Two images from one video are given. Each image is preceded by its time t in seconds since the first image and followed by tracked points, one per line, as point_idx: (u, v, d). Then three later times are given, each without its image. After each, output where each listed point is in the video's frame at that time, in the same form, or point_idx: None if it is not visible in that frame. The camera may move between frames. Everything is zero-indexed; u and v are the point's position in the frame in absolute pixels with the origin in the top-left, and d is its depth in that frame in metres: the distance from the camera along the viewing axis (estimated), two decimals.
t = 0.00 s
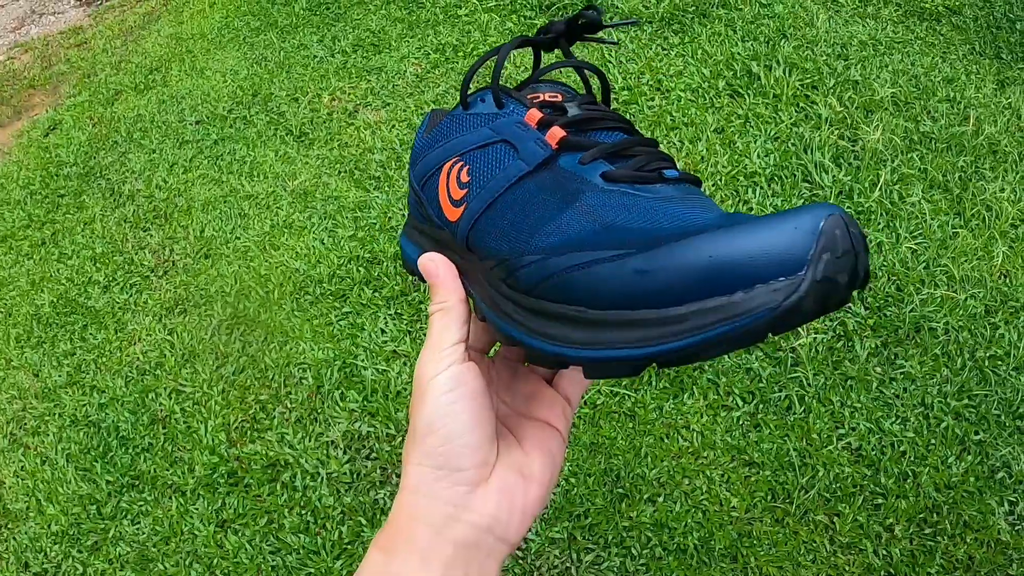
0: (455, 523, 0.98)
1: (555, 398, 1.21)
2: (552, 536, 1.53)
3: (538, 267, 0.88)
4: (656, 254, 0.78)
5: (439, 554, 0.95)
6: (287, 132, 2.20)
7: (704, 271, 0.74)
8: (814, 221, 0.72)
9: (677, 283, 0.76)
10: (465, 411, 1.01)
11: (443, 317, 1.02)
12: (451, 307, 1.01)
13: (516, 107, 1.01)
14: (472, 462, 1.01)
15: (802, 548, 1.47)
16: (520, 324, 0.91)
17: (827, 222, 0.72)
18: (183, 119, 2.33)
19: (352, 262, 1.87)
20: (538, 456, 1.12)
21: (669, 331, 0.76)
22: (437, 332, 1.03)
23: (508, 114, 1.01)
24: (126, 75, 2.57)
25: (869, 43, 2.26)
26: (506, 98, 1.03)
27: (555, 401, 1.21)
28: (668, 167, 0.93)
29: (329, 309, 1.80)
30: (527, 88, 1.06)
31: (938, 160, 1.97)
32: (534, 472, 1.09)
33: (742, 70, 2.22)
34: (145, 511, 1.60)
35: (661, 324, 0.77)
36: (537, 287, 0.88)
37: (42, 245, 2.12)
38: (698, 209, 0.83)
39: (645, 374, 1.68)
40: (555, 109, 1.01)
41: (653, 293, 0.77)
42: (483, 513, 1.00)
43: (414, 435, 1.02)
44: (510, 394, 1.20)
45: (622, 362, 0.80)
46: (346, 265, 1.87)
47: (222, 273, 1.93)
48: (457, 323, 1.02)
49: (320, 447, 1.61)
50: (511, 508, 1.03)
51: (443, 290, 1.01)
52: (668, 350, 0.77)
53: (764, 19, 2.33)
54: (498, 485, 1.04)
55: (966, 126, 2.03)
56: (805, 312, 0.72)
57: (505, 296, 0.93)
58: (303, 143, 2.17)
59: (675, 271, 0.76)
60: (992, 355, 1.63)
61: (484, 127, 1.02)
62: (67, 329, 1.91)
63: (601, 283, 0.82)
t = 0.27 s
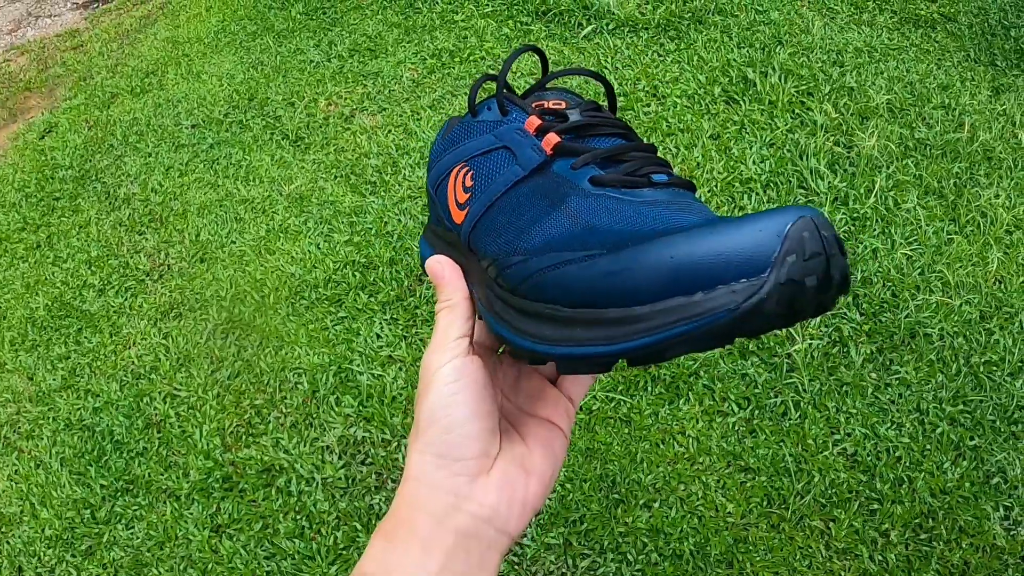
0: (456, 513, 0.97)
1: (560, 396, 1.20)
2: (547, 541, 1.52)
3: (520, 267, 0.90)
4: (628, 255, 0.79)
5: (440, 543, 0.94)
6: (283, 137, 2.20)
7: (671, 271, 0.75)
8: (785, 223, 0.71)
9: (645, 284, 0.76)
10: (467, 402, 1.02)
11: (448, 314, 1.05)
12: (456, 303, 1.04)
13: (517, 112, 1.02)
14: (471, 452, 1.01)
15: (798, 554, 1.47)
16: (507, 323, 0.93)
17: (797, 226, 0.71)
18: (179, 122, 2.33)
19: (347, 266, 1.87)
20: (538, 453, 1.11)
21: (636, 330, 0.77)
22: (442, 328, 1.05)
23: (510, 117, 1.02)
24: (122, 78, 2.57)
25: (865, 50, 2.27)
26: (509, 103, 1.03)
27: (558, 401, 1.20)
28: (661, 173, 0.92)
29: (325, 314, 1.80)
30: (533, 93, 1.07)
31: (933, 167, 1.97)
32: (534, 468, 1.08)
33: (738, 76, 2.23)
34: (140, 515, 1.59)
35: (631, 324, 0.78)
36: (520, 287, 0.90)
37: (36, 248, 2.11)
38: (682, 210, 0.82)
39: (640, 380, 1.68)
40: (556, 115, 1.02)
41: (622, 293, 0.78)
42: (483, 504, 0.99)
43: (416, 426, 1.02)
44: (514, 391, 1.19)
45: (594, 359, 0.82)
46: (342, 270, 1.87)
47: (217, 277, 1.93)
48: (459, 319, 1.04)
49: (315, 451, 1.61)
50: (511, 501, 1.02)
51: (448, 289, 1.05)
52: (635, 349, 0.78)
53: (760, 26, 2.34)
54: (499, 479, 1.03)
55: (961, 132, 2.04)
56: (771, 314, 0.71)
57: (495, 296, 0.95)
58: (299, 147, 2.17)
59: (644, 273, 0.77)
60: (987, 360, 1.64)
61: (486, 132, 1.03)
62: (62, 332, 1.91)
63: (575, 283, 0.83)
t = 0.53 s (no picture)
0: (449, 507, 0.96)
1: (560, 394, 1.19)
2: (542, 546, 1.52)
3: (491, 275, 0.92)
4: (585, 264, 0.78)
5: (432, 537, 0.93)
6: (278, 141, 2.20)
7: (625, 282, 0.74)
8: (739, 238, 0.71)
9: (598, 295, 0.76)
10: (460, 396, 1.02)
11: (446, 312, 1.08)
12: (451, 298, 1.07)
13: (511, 117, 1.02)
14: (464, 446, 1.01)
15: (793, 559, 1.46)
16: (477, 327, 0.94)
17: (751, 242, 0.71)
18: (174, 126, 2.33)
19: (342, 271, 1.87)
20: (534, 451, 1.10)
21: (585, 339, 0.77)
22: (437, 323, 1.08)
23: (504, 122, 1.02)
24: (118, 82, 2.57)
25: (860, 56, 2.28)
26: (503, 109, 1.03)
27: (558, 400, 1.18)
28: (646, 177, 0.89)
29: (319, 318, 1.80)
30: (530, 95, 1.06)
31: (928, 173, 1.98)
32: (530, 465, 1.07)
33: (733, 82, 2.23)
34: (133, 519, 1.58)
35: (580, 335, 0.78)
36: (489, 294, 0.92)
37: (31, 251, 2.11)
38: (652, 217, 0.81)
39: (635, 385, 1.68)
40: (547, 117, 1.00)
41: (577, 303, 0.78)
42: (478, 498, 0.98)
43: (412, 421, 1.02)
44: (514, 390, 1.18)
45: (543, 368, 0.81)
46: (337, 275, 1.87)
47: (212, 281, 1.92)
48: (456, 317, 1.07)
49: (310, 456, 1.60)
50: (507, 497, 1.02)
51: (446, 289, 1.09)
52: (583, 361, 0.78)
53: (755, 32, 2.35)
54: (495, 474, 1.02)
55: (956, 138, 2.05)
56: (717, 328, 0.72)
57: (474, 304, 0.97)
58: (295, 151, 2.17)
59: (598, 284, 0.76)
60: (981, 365, 1.64)
61: (481, 138, 1.04)
62: (56, 335, 1.90)
63: (534, 291, 0.83)
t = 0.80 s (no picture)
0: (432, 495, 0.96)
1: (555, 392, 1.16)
2: (537, 551, 1.52)
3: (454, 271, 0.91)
4: (531, 264, 0.77)
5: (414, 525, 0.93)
6: (275, 146, 2.20)
7: (565, 286, 0.73)
8: (684, 245, 0.69)
9: (541, 297, 0.74)
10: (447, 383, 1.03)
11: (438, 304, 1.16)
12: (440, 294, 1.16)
13: (509, 114, 1.04)
14: (450, 434, 1.01)
15: (788, 563, 1.47)
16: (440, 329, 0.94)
17: (696, 250, 0.68)
18: (171, 131, 2.33)
19: (338, 276, 1.87)
20: (525, 443, 1.09)
21: (519, 343, 0.75)
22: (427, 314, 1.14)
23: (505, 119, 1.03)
24: (115, 86, 2.57)
25: (855, 62, 2.29)
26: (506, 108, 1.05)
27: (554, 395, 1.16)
28: (629, 178, 0.87)
29: (315, 323, 1.80)
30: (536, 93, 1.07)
31: (923, 178, 1.99)
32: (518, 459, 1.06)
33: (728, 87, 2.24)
34: (128, 524, 1.58)
35: (516, 339, 0.76)
36: (450, 289, 0.91)
37: (27, 255, 2.10)
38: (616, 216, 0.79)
39: (630, 390, 1.68)
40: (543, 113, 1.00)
41: (518, 305, 0.76)
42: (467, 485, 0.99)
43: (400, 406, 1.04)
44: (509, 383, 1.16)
45: (480, 372, 0.79)
46: (333, 279, 1.87)
47: (207, 286, 1.93)
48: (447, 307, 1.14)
49: (305, 461, 1.60)
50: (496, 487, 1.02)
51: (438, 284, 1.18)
52: (514, 367, 0.76)
53: (750, 37, 2.36)
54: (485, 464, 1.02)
55: (951, 143, 2.06)
56: (649, 340, 0.69)
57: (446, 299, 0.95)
58: (291, 156, 2.17)
59: (540, 286, 0.74)
60: (976, 370, 1.64)
61: (481, 135, 1.06)
62: (51, 339, 1.90)
63: (480, 288, 0.82)
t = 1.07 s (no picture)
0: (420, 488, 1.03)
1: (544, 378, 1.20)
2: (534, 555, 1.52)
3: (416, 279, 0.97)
4: (451, 283, 0.82)
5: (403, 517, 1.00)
6: (273, 150, 2.20)
7: (470, 310, 0.77)
8: (588, 261, 0.73)
9: (452, 315, 0.78)
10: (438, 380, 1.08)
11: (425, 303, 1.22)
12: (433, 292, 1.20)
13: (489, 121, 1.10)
14: (430, 430, 1.06)
15: (785, 567, 1.47)
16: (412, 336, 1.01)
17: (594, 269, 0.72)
18: (168, 135, 2.34)
19: (335, 280, 1.87)
20: (520, 437, 1.13)
21: (431, 363, 0.80)
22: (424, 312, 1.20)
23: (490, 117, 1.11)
24: (113, 90, 2.57)
25: (851, 67, 2.30)
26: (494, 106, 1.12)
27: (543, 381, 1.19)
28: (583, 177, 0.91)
29: (312, 327, 1.80)
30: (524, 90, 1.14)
31: (919, 182, 1.99)
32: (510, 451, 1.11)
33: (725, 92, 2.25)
34: (125, 527, 1.58)
35: (429, 360, 0.80)
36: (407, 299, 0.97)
37: (25, 258, 2.10)
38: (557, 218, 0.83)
39: (627, 394, 1.68)
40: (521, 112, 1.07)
41: (439, 319, 0.80)
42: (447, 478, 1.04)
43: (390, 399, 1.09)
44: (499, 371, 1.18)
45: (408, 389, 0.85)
46: (330, 283, 1.87)
47: (205, 289, 1.93)
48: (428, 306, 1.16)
49: (302, 464, 1.60)
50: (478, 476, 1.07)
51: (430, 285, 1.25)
52: (429, 385, 0.80)
53: (747, 43, 2.36)
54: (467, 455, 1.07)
55: (947, 148, 2.06)
56: (536, 361, 0.72)
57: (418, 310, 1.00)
58: (289, 160, 2.18)
59: (453, 305, 0.79)
60: (972, 373, 1.65)
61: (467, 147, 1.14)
62: (48, 343, 1.90)
63: (413, 304, 0.87)
